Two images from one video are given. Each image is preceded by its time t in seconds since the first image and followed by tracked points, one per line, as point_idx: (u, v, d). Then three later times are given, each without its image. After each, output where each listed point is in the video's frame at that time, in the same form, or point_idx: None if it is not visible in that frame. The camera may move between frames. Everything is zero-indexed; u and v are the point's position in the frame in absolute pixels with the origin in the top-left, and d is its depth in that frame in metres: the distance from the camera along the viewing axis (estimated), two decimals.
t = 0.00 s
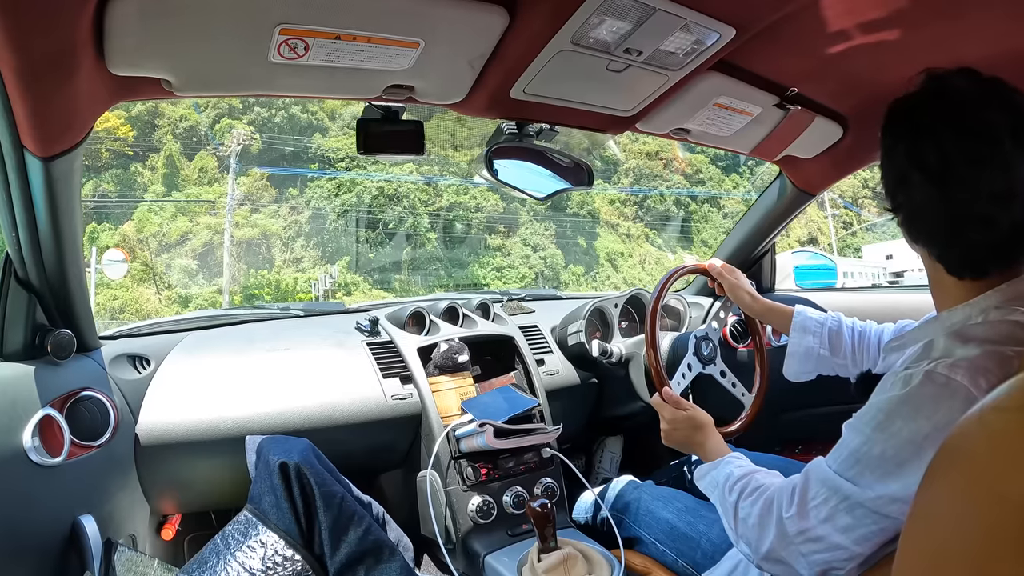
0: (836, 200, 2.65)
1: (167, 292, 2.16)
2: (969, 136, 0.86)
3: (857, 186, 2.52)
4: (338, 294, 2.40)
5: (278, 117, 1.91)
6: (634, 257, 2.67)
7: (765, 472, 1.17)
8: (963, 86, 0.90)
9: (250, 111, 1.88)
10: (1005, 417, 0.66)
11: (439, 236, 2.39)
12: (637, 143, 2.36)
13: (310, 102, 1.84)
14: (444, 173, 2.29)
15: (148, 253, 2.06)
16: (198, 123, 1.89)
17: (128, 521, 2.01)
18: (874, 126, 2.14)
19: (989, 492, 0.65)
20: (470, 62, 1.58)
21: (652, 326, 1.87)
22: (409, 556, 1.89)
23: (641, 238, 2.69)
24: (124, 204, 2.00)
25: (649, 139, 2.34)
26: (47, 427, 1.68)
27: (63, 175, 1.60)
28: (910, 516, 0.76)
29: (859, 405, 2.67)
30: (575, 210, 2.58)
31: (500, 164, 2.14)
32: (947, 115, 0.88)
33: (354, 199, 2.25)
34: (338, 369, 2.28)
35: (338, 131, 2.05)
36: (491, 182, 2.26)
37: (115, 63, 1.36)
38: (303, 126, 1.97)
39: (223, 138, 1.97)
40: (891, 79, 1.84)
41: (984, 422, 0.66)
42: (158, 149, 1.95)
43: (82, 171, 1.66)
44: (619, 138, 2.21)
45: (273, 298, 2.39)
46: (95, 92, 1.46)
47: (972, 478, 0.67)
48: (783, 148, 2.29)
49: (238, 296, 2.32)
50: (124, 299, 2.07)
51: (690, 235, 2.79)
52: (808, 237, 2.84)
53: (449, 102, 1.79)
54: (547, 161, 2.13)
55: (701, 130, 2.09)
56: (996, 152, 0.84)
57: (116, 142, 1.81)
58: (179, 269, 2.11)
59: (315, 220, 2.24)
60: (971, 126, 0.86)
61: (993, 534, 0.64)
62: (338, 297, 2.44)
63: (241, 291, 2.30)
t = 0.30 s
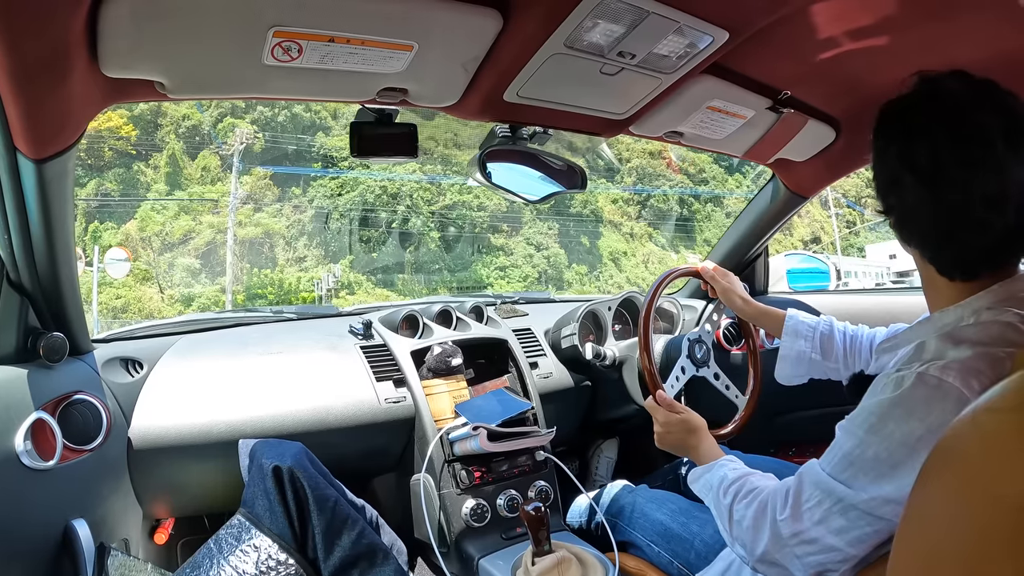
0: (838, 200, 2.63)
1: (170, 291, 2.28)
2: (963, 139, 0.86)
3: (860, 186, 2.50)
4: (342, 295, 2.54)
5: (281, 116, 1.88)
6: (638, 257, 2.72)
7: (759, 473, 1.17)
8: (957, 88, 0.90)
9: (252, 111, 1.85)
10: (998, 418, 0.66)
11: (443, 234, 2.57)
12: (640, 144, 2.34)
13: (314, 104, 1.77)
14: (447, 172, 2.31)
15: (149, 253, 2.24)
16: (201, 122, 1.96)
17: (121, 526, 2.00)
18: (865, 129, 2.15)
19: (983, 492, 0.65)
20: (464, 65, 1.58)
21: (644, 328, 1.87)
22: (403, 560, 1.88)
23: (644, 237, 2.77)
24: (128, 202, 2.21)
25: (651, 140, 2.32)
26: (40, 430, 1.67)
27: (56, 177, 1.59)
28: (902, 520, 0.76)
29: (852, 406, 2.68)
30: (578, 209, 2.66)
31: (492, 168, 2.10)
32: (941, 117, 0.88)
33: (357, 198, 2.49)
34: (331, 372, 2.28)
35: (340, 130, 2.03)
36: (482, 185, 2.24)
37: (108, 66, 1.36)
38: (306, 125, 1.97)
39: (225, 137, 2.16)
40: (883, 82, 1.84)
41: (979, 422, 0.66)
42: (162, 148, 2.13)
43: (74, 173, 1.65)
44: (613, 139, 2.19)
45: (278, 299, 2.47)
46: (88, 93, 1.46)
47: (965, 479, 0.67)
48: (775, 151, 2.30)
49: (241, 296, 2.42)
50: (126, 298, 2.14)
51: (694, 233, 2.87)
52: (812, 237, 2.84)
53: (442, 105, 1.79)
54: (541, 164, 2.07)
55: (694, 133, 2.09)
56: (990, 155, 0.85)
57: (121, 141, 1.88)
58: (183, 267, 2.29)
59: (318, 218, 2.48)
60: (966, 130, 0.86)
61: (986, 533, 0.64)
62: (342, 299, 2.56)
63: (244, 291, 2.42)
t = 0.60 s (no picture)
0: (844, 200, 2.62)
1: (176, 289, 2.15)
2: (952, 143, 0.86)
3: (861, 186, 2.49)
4: (347, 292, 2.43)
5: (288, 115, 1.90)
6: (643, 255, 2.70)
7: (757, 477, 1.16)
8: (950, 92, 0.90)
9: (259, 110, 1.83)
10: (996, 419, 0.66)
11: (448, 232, 2.50)
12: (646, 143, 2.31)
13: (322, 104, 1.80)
14: (452, 170, 2.31)
15: (157, 250, 2.07)
16: (207, 121, 1.90)
17: (118, 528, 1.99)
18: (863, 131, 2.15)
19: (982, 493, 0.66)
20: (462, 66, 1.58)
21: (642, 330, 1.88)
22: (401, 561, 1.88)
23: (650, 235, 2.74)
24: (132, 201, 2.03)
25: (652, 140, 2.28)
26: (36, 432, 1.67)
27: (54, 178, 1.59)
28: (899, 519, 0.76)
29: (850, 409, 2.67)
30: (584, 208, 2.60)
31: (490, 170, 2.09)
32: (931, 121, 0.88)
33: (362, 196, 2.27)
34: (329, 374, 2.28)
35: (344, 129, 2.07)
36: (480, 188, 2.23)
37: (105, 66, 1.36)
38: (312, 123, 2.00)
39: (232, 136, 1.97)
40: (879, 85, 1.85)
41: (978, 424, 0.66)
42: (167, 146, 1.98)
43: (72, 174, 1.65)
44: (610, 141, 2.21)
45: (284, 298, 2.40)
46: (85, 95, 1.45)
47: (963, 480, 0.68)
48: (773, 152, 2.30)
49: (247, 294, 2.32)
50: (132, 297, 2.08)
51: (701, 233, 2.89)
52: (818, 235, 2.80)
53: (440, 107, 1.79)
54: (539, 166, 2.06)
55: (692, 135, 2.10)
56: (982, 160, 0.84)
57: (126, 139, 1.84)
58: (188, 266, 2.12)
59: (324, 217, 2.27)
60: (954, 134, 0.86)
61: (987, 535, 0.65)
62: (346, 296, 2.46)
63: (250, 290, 2.31)
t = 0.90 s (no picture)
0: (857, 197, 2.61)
1: (187, 285, 2.13)
2: (958, 141, 0.86)
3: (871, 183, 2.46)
4: (358, 290, 2.45)
5: (298, 112, 1.86)
6: (654, 252, 2.66)
7: (759, 482, 1.17)
8: (957, 91, 0.90)
9: (269, 107, 1.82)
10: (1002, 420, 0.63)
11: (460, 230, 2.49)
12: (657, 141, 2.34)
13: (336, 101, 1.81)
14: (462, 168, 2.26)
15: (169, 247, 2.08)
16: (218, 118, 1.86)
17: (125, 524, 2.00)
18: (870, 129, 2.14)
19: (985, 495, 0.64)
20: (468, 65, 1.58)
21: (648, 328, 1.87)
22: (406, 559, 1.89)
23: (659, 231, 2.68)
24: (144, 197, 2.02)
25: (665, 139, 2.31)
26: (44, 429, 1.67)
27: (61, 176, 1.60)
28: (908, 518, 0.75)
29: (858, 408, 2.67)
30: (595, 205, 2.59)
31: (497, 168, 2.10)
32: (937, 119, 0.88)
33: (374, 193, 2.34)
34: (337, 371, 2.28)
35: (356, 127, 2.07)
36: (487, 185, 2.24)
37: (112, 65, 1.36)
38: (324, 121, 1.97)
39: (244, 132, 1.95)
40: (885, 84, 1.84)
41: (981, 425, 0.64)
42: (178, 143, 1.95)
43: (79, 171, 1.65)
44: (617, 138, 2.22)
45: (295, 295, 2.41)
46: (92, 93, 1.45)
47: (968, 481, 0.66)
48: (780, 151, 2.30)
49: (258, 291, 2.34)
50: (143, 293, 2.08)
51: (712, 233, 2.88)
52: (829, 233, 2.78)
53: (447, 105, 1.79)
54: (545, 164, 2.09)
55: (699, 133, 2.09)
56: (988, 159, 0.84)
57: (137, 137, 1.86)
58: (200, 262, 2.13)
59: (334, 214, 2.29)
60: (961, 132, 0.86)
61: (988, 537, 0.63)
62: (358, 295, 2.48)
63: (261, 287, 2.32)
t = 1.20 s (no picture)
0: (864, 196, 2.59)
1: (195, 282, 2.14)
2: (966, 141, 0.85)
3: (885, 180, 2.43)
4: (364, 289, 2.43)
5: (306, 109, 1.86)
6: (661, 251, 2.66)
7: (738, 513, 1.11)
8: (965, 90, 0.89)
9: (276, 104, 1.82)
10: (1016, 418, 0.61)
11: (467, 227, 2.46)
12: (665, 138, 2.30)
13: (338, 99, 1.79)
14: (469, 165, 2.25)
15: (177, 245, 2.09)
16: (225, 116, 1.86)
17: (134, 520, 2.01)
18: (879, 127, 2.13)
19: (997, 494, 0.59)
20: (477, 63, 1.58)
21: (656, 327, 1.88)
22: (414, 556, 1.90)
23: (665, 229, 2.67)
24: (151, 195, 1.98)
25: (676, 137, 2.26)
26: (54, 425, 1.68)
27: (70, 174, 1.60)
28: (911, 536, 0.69)
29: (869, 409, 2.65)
30: (603, 203, 2.59)
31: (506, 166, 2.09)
32: (945, 119, 0.88)
33: (382, 190, 2.35)
34: (345, 368, 2.29)
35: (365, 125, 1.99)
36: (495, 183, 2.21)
37: (121, 63, 1.36)
38: (331, 118, 1.94)
39: (251, 130, 1.95)
40: (895, 81, 1.83)
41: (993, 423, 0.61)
42: (185, 141, 1.90)
43: (88, 169, 1.66)
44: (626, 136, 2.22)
45: (302, 291, 2.40)
46: (101, 91, 1.46)
47: (977, 482, 0.61)
48: (789, 149, 2.29)
49: (264, 288, 2.31)
50: (150, 291, 2.12)
51: (720, 232, 2.87)
52: (837, 232, 2.79)
53: (456, 103, 1.79)
54: (554, 162, 2.10)
55: (707, 131, 2.09)
56: (996, 158, 0.83)
57: (144, 135, 1.79)
58: (208, 260, 2.13)
59: (342, 212, 2.29)
60: (969, 132, 0.85)
61: (1004, 541, 0.58)
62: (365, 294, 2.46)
63: (269, 284, 2.29)
